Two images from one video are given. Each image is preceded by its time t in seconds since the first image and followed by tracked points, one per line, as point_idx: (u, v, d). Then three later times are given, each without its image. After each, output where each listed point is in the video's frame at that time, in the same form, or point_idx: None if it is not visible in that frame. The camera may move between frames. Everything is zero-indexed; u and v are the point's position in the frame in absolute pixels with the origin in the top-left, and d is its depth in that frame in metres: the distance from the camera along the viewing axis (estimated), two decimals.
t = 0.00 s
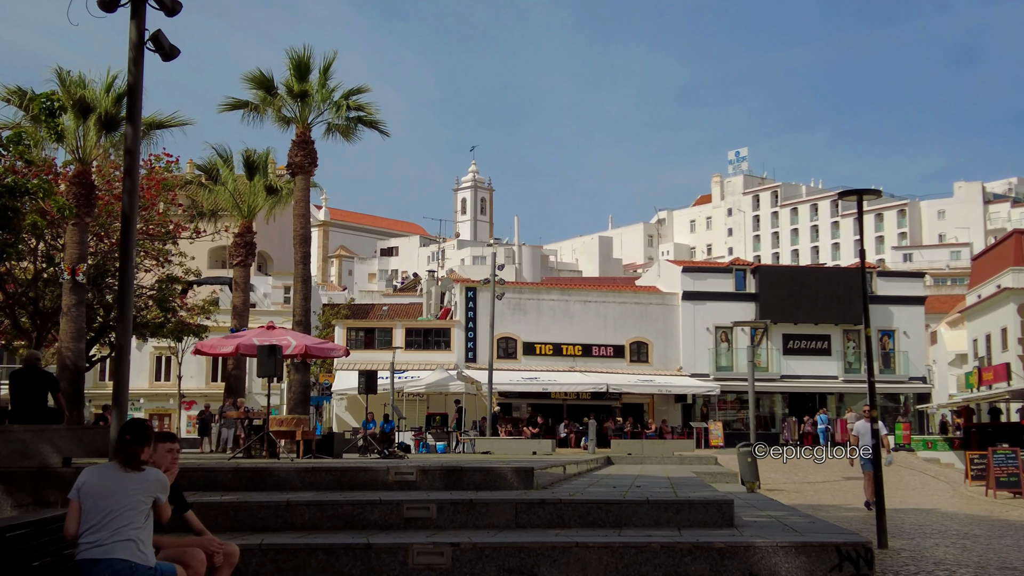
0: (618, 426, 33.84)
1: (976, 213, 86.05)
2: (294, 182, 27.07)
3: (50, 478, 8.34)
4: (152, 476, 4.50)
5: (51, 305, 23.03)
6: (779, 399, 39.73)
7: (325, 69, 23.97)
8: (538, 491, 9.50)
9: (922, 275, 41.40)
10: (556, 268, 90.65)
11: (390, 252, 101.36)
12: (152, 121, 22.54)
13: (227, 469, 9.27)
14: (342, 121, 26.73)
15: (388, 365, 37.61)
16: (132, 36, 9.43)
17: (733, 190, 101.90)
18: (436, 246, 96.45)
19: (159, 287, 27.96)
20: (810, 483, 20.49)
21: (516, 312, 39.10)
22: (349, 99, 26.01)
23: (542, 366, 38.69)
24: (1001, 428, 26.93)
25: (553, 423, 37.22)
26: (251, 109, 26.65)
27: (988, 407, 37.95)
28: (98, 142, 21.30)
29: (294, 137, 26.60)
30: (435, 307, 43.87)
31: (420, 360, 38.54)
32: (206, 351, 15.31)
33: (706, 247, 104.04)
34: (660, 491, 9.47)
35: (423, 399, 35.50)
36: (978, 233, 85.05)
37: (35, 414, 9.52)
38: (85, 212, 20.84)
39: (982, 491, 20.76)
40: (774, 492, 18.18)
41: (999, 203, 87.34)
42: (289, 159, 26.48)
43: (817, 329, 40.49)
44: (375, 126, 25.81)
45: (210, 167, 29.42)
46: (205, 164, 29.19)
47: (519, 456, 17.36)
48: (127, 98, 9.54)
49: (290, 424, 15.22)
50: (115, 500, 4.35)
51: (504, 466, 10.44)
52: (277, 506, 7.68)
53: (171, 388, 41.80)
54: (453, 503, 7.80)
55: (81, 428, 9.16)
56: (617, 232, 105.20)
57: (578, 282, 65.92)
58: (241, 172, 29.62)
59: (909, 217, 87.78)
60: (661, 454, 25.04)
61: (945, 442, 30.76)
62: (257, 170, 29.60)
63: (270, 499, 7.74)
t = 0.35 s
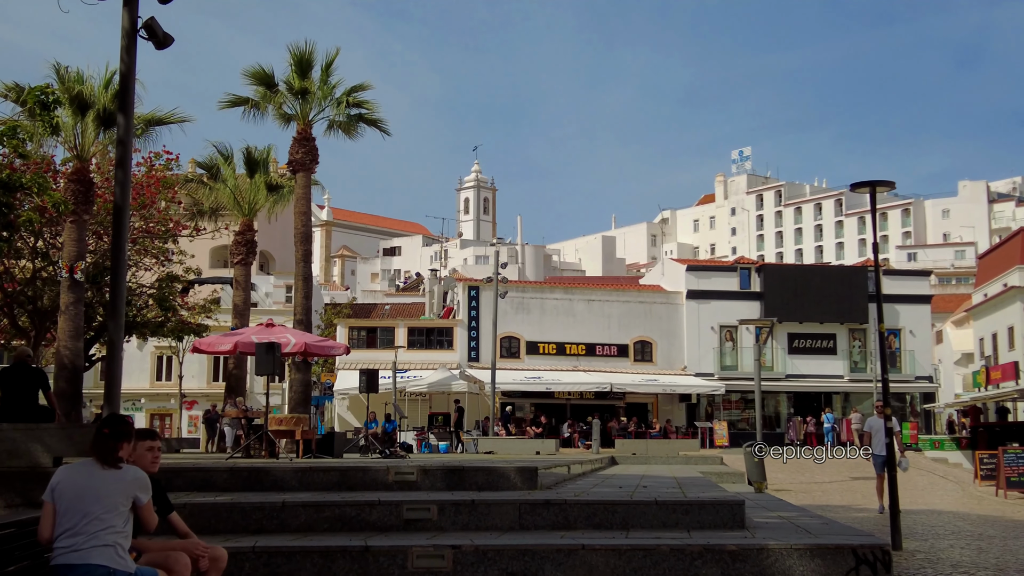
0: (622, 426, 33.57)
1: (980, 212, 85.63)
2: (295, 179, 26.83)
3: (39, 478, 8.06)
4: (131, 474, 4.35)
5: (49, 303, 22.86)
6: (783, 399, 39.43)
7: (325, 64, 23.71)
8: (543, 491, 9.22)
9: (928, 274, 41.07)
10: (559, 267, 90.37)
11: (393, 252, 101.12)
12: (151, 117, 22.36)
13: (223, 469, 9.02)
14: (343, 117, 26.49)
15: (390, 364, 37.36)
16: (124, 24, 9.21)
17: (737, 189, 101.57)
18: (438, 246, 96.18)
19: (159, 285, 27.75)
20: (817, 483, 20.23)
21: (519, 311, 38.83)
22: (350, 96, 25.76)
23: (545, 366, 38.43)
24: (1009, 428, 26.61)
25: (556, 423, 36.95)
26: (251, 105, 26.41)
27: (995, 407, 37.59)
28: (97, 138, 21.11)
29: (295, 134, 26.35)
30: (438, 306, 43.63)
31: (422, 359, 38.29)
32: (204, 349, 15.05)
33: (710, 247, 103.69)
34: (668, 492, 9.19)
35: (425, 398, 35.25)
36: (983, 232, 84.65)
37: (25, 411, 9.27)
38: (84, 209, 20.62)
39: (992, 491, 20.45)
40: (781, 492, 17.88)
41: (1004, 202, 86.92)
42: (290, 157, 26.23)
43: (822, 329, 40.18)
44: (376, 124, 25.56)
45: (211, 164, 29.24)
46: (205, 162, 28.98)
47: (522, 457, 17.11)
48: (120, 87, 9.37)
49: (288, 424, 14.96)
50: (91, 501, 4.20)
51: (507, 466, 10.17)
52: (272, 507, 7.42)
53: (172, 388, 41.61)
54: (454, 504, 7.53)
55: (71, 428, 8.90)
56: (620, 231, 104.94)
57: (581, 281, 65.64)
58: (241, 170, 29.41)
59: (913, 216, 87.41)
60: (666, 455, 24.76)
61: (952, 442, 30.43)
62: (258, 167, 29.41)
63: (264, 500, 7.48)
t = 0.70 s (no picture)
0: (624, 425, 33.33)
1: (983, 210, 85.28)
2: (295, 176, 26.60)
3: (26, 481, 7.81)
4: (98, 475, 4.30)
5: (46, 301, 22.62)
6: (787, 397, 39.17)
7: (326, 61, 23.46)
8: (546, 494, 8.98)
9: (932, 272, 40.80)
10: (561, 266, 90.09)
11: (394, 251, 100.84)
12: (149, 114, 22.11)
13: (217, 469, 8.78)
14: (343, 114, 26.26)
15: (391, 363, 37.12)
16: (115, 12, 8.98)
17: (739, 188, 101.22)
18: (440, 244, 95.89)
19: (157, 283, 27.51)
20: (822, 484, 20.00)
21: (520, 309, 38.59)
22: (349, 92, 25.52)
23: (547, 365, 38.19)
24: (1015, 427, 26.34)
25: (558, 422, 36.71)
26: (251, 102, 26.16)
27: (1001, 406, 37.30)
28: (93, 134, 20.87)
29: (294, 130, 26.11)
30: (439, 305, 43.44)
31: (424, 358, 38.05)
32: (201, 347, 14.81)
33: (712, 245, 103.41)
34: (674, 493, 8.97)
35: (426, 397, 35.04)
36: (986, 231, 84.31)
37: (13, 410, 9.03)
38: (81, 206, 20.34)
39: (999, 492, 20.21)
40: (787, 493, 17.64)
41: (1007, 201, 86.55)
42: (290, 153, 25.99)
43: (826, 327, 39.92)
44: (376, 120, 25.30)
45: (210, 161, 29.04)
46: (204, 158, 28.79)
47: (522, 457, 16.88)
48: (110, 77, 9.16)
49: (286, 422, 14.76)
50: (54, 505, 4.21)
51: (509, 466, 9.94)
52: (266, 509, 7.17)
53: (172, 386, 41.42)
54: (453, 506, 7.29)
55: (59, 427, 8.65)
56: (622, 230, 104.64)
57: (583, 280, 65.37)
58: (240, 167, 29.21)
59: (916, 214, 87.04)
60: (670, 454, 24.50)
61: (957, 441, 30.13)
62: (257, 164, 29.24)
63: (258, 503, 7.24)
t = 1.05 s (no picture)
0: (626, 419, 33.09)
1: (986, 203, 84.90)
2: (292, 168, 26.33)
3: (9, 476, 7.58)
4: (53, 471, 4.10)
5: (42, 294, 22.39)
6: (789, 391, 38.91)
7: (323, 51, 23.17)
8: (546, 489, 8.74)
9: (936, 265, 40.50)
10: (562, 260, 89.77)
11: (395, 245, 100.54)
12: (144, 104, 21.75)
13: (207, 464, 8.53)
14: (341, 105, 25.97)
15: (390, 357, 36.87)
16: None
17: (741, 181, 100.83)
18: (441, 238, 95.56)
19: (154, 276, 27.23)
20: (825, 478, 19.74)
21: (521, 303, 38.34)
22: (348, 82, 25.23)
23: (548, 358, 37.94)
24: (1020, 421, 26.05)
25: (559, 416, 36.47)
26: (248, 93, 25.87)
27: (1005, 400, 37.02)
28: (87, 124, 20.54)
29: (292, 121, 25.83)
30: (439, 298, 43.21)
31: (424, 351, 37.80)
32: (194, 340, 14.56)
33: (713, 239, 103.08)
34: (678, 488, 8.72)
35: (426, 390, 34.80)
36: (989, 224, 83.92)
37: None
38: (76, 198, 19.96)
39: (1004, 487, 19.96)
40: (790, 487, 17.40)
41: (1010, 194, 86.17)
42: (287, 145, 25.71)
43: (829, 321, 39.64)
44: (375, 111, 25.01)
45: (207, 153, 28.76)
46: (201, 150, 28.52)
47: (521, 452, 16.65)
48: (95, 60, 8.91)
49: (282, 416, 14.51)
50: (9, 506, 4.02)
51: (508, 460, 9.69)
52: (255, 506, 6.92)
53: (171, 380, 41.21)
54: (450, 502, 7.04)
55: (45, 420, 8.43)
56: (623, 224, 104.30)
57: (584, 273, 65.09)
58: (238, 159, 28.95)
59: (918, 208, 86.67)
60: (672, 448, 24.26)
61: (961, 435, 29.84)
62: (255, 155, 28.97)
63: (247, 498, 6.99)
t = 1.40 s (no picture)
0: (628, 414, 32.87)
1: (989, 198, 84.53)
2: (292, 162, 26.11)
3: None
4: (21, 474, 3.90)
5: (40, 290, 22.17)
6: (792, 386, 38.68)
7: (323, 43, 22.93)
8: (547, 486, 8.54)
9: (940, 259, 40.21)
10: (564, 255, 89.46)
11: (396, 240, 100.28)
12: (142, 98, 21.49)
13: (199, 460, 8.34)
14: (341, 98, 25.75)
15: (391, 352, 36.67)
16: None
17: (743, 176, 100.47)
18: (442, 233, 95.24)
19: (153, 270, 26.98)
20: (830, 474, 19.49)
21: (523, 298, 38.13)
22: (347, 75, 25.01)
23: (550, 353, 37.74)
24: None
25: (561, 411, 36.25)
26: (247, 86, 25.64)
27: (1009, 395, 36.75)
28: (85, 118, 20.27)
29: (291, 115, 25.61)
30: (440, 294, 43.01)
31: (425, 346, 37.58)
32: (190, 335, 14.36)
33: (715, 234, 102.74)
34: (682, 485, 8.50)
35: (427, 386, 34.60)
36: (991, 219, 83.57)
37: None
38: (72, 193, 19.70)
39: (1011, 483, 19.71)
40: (795, 483, 17.18)
41: (1013, 188, 85.80)
42: (286, 138, 25.50)
43: (832, 315, 39.40)
44: (375, 103, 24.78)
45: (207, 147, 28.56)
46: (201, 144, 28.33)
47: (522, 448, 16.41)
48: (85, 48, 8.76)
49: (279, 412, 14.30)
50: None
51: (508, 456, 9.49)
52: (246, 504, 6.71)
53: (171, 376, 41.02)
54: (447, 500, 6.84)
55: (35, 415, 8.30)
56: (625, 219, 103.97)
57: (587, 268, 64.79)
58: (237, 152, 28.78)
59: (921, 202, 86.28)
60: (675, 444, 24.00)
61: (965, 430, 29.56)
62: (254, 149, 28.78)
63: (237, 496, 6.79)
